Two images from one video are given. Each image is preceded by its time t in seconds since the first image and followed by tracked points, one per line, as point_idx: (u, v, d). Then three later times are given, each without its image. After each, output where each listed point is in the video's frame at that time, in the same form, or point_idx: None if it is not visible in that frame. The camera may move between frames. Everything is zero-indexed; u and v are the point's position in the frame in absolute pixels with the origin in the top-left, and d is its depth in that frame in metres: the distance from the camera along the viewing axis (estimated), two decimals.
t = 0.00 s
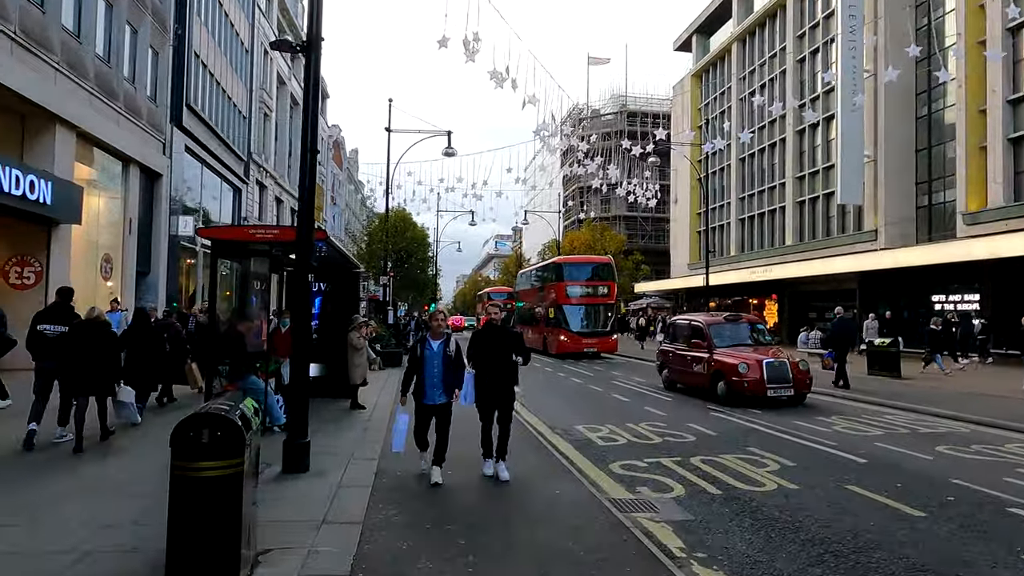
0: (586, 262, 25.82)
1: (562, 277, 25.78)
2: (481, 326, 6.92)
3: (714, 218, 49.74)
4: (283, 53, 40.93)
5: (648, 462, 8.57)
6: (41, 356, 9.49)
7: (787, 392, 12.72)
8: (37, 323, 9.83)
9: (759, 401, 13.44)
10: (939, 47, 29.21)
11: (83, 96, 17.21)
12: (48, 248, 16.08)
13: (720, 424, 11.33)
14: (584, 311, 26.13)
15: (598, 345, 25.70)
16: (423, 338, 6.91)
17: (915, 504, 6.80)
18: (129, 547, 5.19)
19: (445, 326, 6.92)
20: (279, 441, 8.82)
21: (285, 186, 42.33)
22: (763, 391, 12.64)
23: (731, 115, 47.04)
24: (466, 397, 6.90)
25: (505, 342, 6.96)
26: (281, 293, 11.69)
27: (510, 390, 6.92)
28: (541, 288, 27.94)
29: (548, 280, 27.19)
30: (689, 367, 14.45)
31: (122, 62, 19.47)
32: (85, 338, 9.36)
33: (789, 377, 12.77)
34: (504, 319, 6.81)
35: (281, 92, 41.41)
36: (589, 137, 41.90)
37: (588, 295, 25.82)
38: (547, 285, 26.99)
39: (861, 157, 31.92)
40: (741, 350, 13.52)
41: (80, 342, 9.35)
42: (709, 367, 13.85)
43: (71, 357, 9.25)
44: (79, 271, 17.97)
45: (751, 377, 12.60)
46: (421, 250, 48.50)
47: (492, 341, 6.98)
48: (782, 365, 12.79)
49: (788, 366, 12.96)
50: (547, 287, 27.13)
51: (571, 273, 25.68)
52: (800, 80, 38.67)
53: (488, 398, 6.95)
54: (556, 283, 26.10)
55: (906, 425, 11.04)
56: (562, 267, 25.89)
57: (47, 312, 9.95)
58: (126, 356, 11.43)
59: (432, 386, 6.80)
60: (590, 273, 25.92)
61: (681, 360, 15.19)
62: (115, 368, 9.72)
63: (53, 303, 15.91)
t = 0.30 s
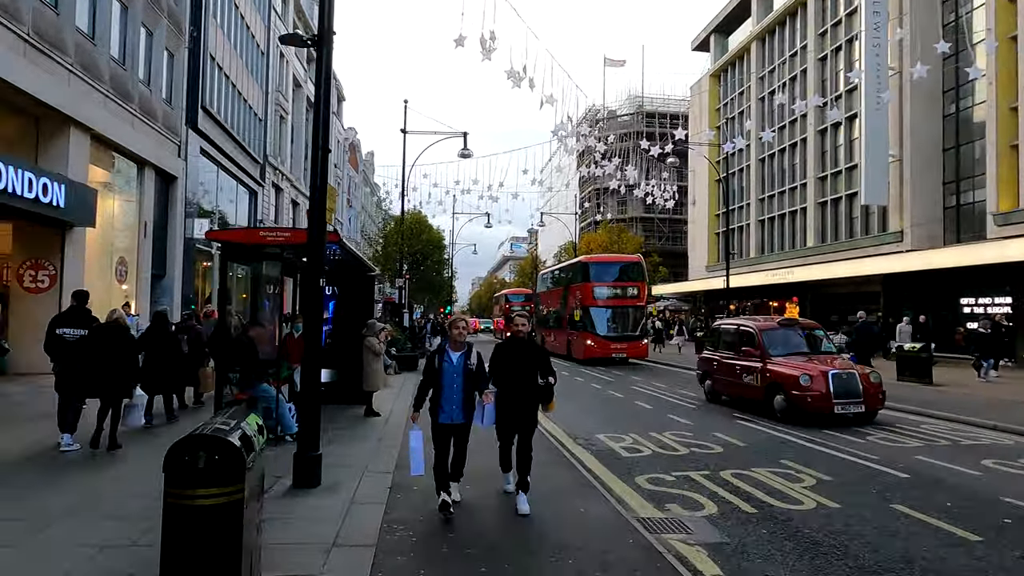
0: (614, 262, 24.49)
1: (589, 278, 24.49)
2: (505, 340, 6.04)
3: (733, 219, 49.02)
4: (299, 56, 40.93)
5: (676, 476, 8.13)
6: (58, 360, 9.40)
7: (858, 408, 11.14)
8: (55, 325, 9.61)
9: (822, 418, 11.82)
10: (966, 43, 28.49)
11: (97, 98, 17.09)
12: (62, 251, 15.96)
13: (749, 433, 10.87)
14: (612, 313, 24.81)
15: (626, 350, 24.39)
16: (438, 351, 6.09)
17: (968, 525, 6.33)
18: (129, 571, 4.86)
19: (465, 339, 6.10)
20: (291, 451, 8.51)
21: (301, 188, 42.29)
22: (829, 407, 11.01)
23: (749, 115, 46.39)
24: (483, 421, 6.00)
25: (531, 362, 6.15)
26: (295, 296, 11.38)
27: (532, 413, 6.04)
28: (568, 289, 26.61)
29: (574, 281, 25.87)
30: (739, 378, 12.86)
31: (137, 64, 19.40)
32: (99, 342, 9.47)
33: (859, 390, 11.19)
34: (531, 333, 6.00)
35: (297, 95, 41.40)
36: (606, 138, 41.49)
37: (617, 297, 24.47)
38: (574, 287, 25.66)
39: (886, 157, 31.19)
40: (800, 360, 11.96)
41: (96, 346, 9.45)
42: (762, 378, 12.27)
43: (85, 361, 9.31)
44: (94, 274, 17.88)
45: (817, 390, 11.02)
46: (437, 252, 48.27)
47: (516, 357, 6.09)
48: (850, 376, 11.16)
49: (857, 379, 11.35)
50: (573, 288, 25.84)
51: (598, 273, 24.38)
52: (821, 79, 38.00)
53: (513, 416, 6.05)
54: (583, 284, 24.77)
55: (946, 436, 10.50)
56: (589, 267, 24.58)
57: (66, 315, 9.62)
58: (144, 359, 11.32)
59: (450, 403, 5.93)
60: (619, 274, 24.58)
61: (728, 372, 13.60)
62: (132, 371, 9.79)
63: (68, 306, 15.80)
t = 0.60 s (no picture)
0: (654, 256, 23.39)
1: (627, 273, 23.36)
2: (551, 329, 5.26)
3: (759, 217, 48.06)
4: (322, 55, 40.87)
5: (725, 481, 7.59)
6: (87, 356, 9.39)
7: (976, 423, 9.18)
8: (85, 322, 10.18)
9: (928, 435, 9.86)
10: (1008, 32, 27.47)
11: (122, 94, 16.96)
12: (86, 248, 15.81)
13: (795, 436, 10.26)
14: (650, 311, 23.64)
15: (667, 349, 23.16)
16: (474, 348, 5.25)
17: None
18: None
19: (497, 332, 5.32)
20: (317, 451, 8.14)
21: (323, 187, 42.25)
22: (942, 421, 9.10)
23: (777, 110, 45.44)
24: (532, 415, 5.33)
25: (580, 343, 5.31)
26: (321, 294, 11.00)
27: (586, 412, 5.25)
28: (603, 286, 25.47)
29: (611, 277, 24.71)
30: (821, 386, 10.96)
31: (161, 60, 19.26)
32: (126, 335, 9.30)
33: (978, 402, 9.20)
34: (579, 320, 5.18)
35: (320, 94, 41.35)
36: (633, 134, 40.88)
37: (656, 293, 23.29)
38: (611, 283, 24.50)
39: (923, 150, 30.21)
40: (898, 364, 10.02)
41: (123, 338, 9.29)
42: (851, 386, 10.35)
43: (112, 353, 9.14)
44: (117, 271, 17.72)
45: (928, 400, 9.12)
46: (459, 251, 47.94)
47: (561, 342, 5.29)
48: (966, 384, 9.21)
49: (975, 387, 9.37)
50: (609, 285, 24.74)
51: (637, 268, 23.26)
52: (853, 71, 37.08)
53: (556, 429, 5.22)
54: (621, 280, 23.62)
55: (1008, 441, 9.86)
56: (627, 262, 23.47)
57: (96, 311, 10.24)
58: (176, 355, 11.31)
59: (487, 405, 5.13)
60: (658, 269, 23.46)
61: (804, 378, 11.69)
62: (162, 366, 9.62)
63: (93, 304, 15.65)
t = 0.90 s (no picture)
0: (685, 251, 21.30)
1: (655, 270, 21.40)
2: (586, 344, 4.52)
3: (775, 215, 47.41)
4: (333, 54, 40.63)
5: (759, 494, 7.16)
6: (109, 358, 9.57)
7: None
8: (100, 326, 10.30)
9: None
10: None
11: (131, 92, 16.74)
12: (96, 248, 15.58)
13: (827, 443, 9.81)
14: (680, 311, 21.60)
15: (700, 352, 21.27)
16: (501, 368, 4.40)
17: None
18: None
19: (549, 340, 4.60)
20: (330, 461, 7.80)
21: (334, 187, 42.05)
22: None
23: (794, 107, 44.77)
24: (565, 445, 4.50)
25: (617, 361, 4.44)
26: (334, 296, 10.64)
27: (631, 444, 4.44)
28: (629, 284, 23.57)
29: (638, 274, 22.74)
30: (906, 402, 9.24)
31: (172, 58, 19.05)
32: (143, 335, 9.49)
33: None
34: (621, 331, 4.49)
35: (331, 93, 41.12)
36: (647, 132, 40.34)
37: (687, 291, 21.31)
38: (638, 281, 22.53)
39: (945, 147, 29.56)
40: (1003, 375, 8.29)
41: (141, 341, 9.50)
42: (944, 402, 8.64)
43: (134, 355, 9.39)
44: (127, 272, 17.46)
45: None
46: (471, 250, 47.63)
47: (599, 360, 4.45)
48: None
49: None
50: (635, 282, 22.81)
51: (665, 264, 21.26)
52: (872, 67, 36.41)
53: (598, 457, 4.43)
54: (649, 277, 21.69)
55: None
56: (655, 258, 21.47)
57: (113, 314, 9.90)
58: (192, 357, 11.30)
59: (516, 431, 4.33)
60: (688, 265, 21.40)
61: (879, 391, 9.98)
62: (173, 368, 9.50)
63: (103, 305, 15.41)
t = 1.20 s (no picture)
0: (710, 245, 19.64)
1: (678, 265, 19.78)
2: (623, 344, 4.04)
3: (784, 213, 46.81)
4: (337, 51, 40.25)
5: (790, 505, 6.72)
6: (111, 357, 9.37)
7: None
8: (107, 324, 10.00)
9: None
10: None
11: (130, 86, 16.36)
12: (94, 246, 15.22)
13: (855, 449, 9.33)
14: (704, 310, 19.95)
15: (729, 354, 19.63)
16: (523, 372, 3.78)
17: None
18: None
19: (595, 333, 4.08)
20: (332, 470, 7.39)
21: (339, 186, 41.65)
22: None
23: (804, 103, 44.20)
24: (598, 470, 3.93)
25: (660, 364, 3.93)
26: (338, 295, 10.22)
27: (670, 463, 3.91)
28: (651, 281, 21.86)
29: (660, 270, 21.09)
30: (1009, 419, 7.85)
31: (172, 53, 18.71)
32: (149, 340, 9.10)
33: None
34: (673, 334, 4.01)
35: (335, 91, 40.74)
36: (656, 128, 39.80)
37: (714, 288, 19.66)
38: (661, 278, 20.87)
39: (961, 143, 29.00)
40: None
41: (145, 345, 9.12)
42: None
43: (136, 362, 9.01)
44: (127, 272, 17.12)
45: None
46: (477, 249, 47.22)
47: (642, 363, 3.93)
48: None
49: None
50: (657, 279, 21.14)
51: (690, 259, 19.62)
52: (884, 61, 35.81)
53: (631, 480, 3.91)
54: (672, 274, 20.07)
55: None
56: (677, 253, 19.85)
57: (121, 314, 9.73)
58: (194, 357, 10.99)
59: (543, 449, 3.72)
60: (714, 260, 19.79)
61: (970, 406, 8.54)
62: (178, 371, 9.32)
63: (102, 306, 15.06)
